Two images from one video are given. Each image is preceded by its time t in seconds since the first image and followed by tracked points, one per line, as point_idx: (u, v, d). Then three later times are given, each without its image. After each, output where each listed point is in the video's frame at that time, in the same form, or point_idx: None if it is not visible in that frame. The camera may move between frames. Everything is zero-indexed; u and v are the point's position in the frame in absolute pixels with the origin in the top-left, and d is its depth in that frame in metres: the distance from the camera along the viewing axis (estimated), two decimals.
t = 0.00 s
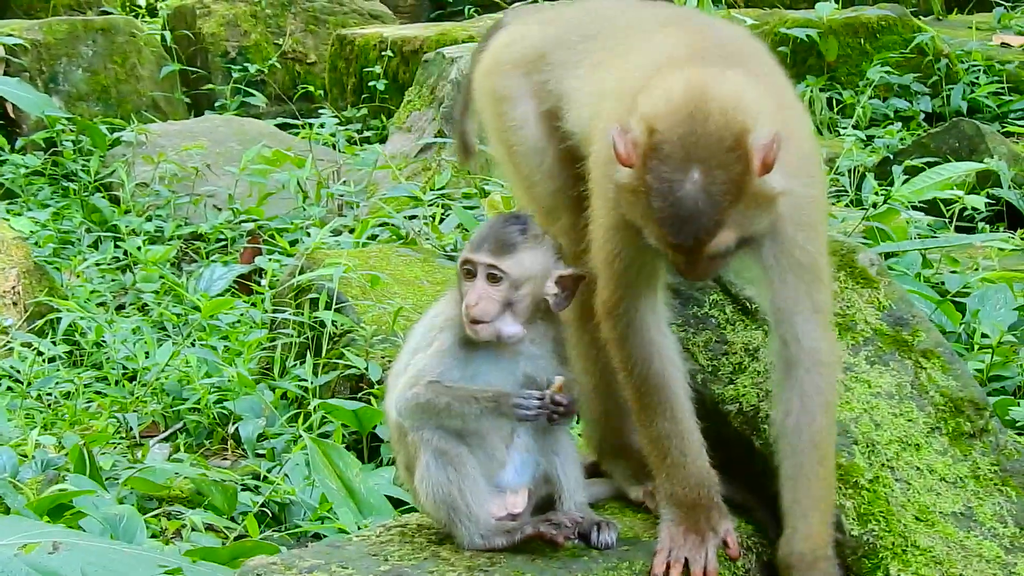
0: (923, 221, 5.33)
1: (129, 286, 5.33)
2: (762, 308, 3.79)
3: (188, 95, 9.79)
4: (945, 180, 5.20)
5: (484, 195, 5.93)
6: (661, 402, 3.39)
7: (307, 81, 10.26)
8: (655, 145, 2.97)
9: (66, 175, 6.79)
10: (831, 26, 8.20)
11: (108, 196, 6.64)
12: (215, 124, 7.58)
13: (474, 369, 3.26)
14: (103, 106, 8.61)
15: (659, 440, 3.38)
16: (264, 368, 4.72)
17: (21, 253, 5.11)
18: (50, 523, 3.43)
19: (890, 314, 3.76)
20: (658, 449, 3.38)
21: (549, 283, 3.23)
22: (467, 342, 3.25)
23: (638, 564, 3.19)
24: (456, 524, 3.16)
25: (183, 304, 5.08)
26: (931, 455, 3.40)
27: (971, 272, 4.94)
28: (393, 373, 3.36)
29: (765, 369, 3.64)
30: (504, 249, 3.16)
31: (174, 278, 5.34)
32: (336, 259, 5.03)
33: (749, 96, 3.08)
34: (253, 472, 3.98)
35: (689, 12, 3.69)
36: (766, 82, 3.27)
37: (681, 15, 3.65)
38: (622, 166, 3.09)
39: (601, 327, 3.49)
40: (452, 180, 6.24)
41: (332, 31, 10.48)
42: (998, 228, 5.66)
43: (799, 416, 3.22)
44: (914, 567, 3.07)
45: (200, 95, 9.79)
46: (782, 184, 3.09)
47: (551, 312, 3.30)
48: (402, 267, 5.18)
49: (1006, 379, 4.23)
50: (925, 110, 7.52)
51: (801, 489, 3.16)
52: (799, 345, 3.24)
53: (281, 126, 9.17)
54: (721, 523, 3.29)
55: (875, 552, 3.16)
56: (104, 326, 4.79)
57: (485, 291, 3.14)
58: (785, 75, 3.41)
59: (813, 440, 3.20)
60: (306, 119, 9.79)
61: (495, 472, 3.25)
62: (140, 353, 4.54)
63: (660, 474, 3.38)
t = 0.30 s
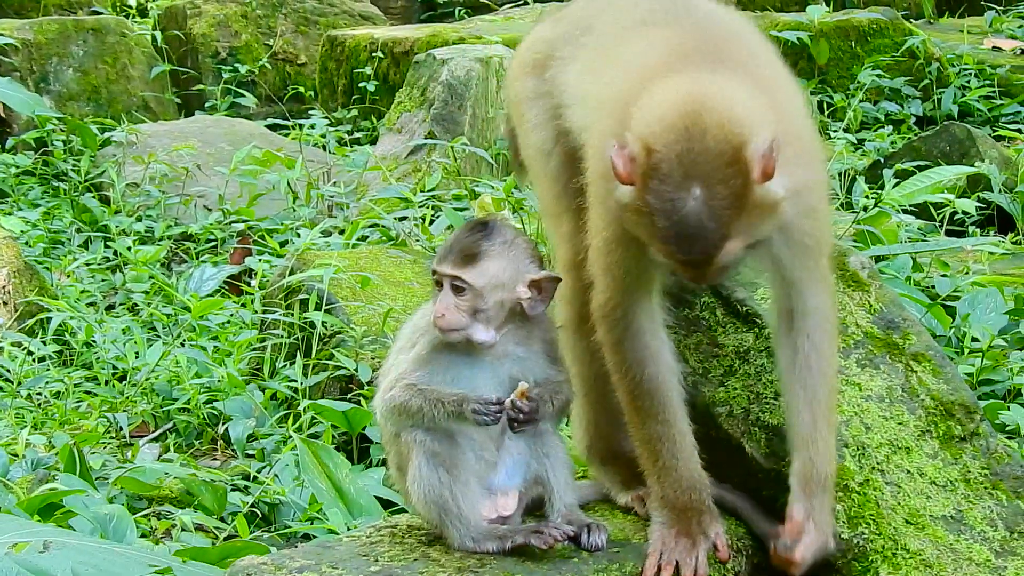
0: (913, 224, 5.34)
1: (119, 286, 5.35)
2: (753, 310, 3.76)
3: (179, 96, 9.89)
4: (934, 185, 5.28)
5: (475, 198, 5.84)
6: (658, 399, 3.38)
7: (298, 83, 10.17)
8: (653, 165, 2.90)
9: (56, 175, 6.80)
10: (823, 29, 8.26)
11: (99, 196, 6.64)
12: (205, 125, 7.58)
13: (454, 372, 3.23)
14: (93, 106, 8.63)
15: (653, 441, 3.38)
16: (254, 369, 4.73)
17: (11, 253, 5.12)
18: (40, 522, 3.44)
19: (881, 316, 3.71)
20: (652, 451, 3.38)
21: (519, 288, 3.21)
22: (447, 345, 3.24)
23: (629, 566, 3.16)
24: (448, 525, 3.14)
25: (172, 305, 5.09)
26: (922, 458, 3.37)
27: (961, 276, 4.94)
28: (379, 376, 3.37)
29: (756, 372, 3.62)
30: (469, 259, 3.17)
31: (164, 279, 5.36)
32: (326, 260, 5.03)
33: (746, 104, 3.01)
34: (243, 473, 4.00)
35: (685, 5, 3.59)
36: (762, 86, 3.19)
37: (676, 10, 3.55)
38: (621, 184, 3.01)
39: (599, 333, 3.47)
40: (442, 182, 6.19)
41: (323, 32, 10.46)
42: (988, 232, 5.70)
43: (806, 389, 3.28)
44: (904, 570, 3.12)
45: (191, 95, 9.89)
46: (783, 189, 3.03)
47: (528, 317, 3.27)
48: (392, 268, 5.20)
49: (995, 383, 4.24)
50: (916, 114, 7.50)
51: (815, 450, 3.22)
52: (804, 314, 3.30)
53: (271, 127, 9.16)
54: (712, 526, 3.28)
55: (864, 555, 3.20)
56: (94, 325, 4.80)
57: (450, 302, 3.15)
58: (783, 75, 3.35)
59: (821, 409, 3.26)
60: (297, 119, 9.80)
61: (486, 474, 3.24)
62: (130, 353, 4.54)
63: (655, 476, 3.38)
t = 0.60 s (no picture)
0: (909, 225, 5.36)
1: (115, 285, 5.35)
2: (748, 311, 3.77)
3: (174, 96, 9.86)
4: (931, 185, 5.26)
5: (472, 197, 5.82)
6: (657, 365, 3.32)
7: (294, 82, 10.24)
8: (678, 142, 2.87)
9: (52, 174, 6.80)
10: (819, 29, 8.26)
11: (95, 195, 6.64)
12: (201, 124, 7.59)
13: (446, 372, 3.24)
14: (90, 106, 8.63)
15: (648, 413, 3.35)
16: (250, 368, 4.73)
17: (7, 252, 5.13)
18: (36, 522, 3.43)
19: (876, 316, 3.68)
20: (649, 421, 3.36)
21: (505, 287, 3.21)
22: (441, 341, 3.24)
23: (624, 565, 3.14)
24: (443, 525, 3.14)
25: (167, 305, 5.10)
26: (917, 458, 3.37)
27: (957, 276, 4.95)
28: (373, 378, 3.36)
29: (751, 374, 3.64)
30: (454, 260, 3.16)
31: (160, 279, 5.37)
32: (322, 260, 5.03)
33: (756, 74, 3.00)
34: (239, 472, 3.99)
35: None
36: (764, 57, 3.19)
37: None
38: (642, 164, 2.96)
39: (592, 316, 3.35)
40: (438, 183, 6.19)
41: (320, 32, 10.45)
42: (984, 232, 5.71)
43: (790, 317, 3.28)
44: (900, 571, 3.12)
45: (187, 95, 9.87)
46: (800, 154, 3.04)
47: (518, 316, 3.28)
48: (388, 267, 5.21)
49: (990, 383, 4.26)
50: (912, 115, 7.51)
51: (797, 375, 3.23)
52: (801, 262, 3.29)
53: (267, 127, 9.17)
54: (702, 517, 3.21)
55: (859, 554, 3.16)
56: (90, 325, 4.80)
57: (437, 301, 3.14)
58: (779, 41, 3.35)
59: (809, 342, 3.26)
60: (294, 119, 9.81)
61: (480, 474, 3.26)
62: (126, 352, 4.54)
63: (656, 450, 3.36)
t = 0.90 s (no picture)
0: (905, 219, 5.34)
1: (111, 281, 5.36)
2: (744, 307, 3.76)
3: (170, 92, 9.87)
4: (926, 178, 5.24)
5: (467, 193, 5.84)
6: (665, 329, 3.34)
7: (289, 78, 10.21)
8: (675, 155, 2.91)
9: (48, 170, 6.80)
10: (814, 24, 8.24)
11: (91, 191, 6.64)
12: (196, 120, 7.59)
13: (441, 368, 3.24)
14: (85, 102, 8.64)
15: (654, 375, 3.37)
16: (245, 363, 4.74)
17: (3, 247, 5.14)
18: (31, 517, 3.43)
19: (872, 312, 3.67)
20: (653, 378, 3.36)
21: (505, 284, 3.21)
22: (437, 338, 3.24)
23: (620, 560, 3.10)
24: (438, 520, 3.13)
25: (162, 300, 5.11)
26: (913, 452, 3.37)
27: (953, 270, 4.96)
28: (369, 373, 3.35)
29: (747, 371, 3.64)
30: (454, 259, 3.15)
31: (155, 274, 5.38)
32: (317, 255, 5.04)
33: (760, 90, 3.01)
34: (234, 468, 4.00)
35: None
36: (774, 68, 3.19)
37: None
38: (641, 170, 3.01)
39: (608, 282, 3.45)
40: (433, 178, 6.20)
41: (316, 27, 10.45)
42: (980, 227, 5.71)
43: (784, 292, 3.30)
44: (896, 565, 3.11)
45: (182, 91, 9.88)
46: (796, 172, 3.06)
47: (515, 311, 3.28)
48: (383, 263, 5.21)
49: (986, 377, 4.27)
50: (907, 109, 7.52)
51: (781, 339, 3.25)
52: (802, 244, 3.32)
53: (263, 122, 9.18)
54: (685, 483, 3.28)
55: (855, 549, 3.16)
56: (85, 321, 4.80)
57: (438, 301, 3.13)
58: (794, 52, 3.34)
59: (799, 317, 3.28)
60: (289, 115, 9.82)
61: (476, 469, 3.25)
62: (122, 347, 4.54)
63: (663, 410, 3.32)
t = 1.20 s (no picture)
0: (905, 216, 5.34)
1: (111, 276, 5.36)
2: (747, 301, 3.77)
3: (170, 87, 9.88)
4: (927, 175, 5.29)
5: (467, 188, 5.85)
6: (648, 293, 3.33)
7: (289, 73, 10.20)
8: (636, 136, 2.96)
9: (48, 166, 6.80)
10: (814, 20, 8.23)
11: (91, 187, 6.64)
12: (196, 116, 7.58)
13: (440, 365, 3.24)
14: (86, 97, 8.65)
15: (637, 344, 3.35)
16: (246, 359, 4.74)
17: (4, 243, 5.14)
18: (32, 513, 3.43)
19: (872, 306, 3.71)
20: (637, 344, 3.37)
21: (505, 283, 3.19)
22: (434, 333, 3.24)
23: (621, 556, 3.08)
24: (439, 516, 3.13)
25: (163, 295, 5.11)
26: (914, 448, 3.36)
27: (954, 266, 4.96)
28: (368, 371, 3.34)
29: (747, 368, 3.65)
30: (456, 259, 3.11)
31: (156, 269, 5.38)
32: (318, 250, 5.04)
33: (747, 107, 3.05)
34: (235, 463, 4.00)
35: None
36: (778, 79, 3.19)
37: None
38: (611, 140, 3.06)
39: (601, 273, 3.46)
40: (434, 173, 6.22)
41: (316, 22, 10.45)
42: (980, 223, 5.71)
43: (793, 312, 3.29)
44: (897, 561, 3.10)
45: (182, 86, 9.89)
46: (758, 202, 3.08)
47: (516, 307, 3.27)
48: (383, 259, 5.21)
49: (987, 373, 4.26)
50: (908, 105, 7.52)
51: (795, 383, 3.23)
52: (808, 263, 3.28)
53: (263, 118, 9.18)
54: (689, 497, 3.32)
55: (856, 545, 3.15)
56: (86, 316, 4.80)
57: (439, 301, 3.09)
58: (810, 69, 3.33)
59: (811, 333, 3.25)
60: (289, 111, 9.83)
61: (476, 465, 3.25)
62: (122, 343, 4.54)
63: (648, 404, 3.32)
